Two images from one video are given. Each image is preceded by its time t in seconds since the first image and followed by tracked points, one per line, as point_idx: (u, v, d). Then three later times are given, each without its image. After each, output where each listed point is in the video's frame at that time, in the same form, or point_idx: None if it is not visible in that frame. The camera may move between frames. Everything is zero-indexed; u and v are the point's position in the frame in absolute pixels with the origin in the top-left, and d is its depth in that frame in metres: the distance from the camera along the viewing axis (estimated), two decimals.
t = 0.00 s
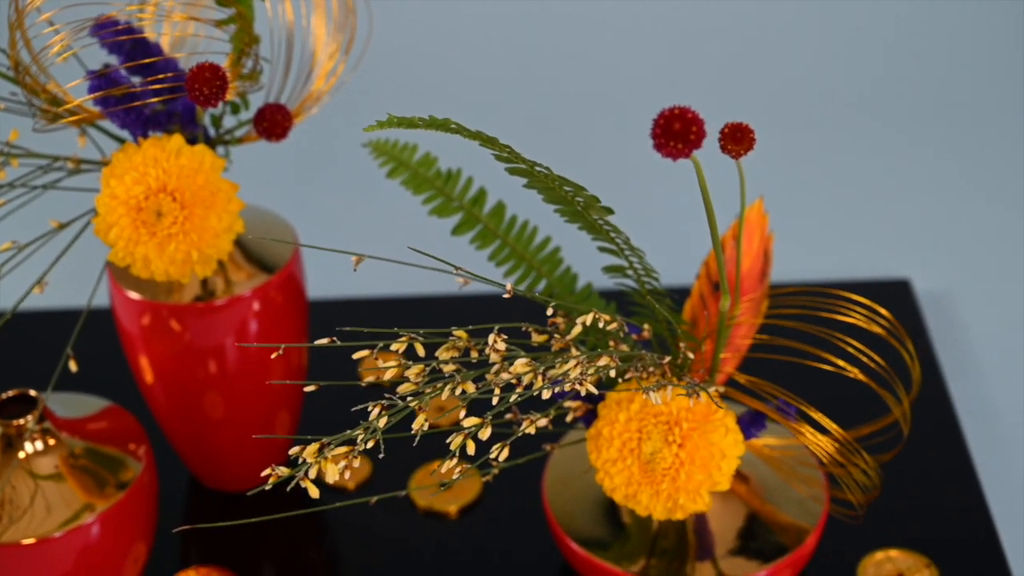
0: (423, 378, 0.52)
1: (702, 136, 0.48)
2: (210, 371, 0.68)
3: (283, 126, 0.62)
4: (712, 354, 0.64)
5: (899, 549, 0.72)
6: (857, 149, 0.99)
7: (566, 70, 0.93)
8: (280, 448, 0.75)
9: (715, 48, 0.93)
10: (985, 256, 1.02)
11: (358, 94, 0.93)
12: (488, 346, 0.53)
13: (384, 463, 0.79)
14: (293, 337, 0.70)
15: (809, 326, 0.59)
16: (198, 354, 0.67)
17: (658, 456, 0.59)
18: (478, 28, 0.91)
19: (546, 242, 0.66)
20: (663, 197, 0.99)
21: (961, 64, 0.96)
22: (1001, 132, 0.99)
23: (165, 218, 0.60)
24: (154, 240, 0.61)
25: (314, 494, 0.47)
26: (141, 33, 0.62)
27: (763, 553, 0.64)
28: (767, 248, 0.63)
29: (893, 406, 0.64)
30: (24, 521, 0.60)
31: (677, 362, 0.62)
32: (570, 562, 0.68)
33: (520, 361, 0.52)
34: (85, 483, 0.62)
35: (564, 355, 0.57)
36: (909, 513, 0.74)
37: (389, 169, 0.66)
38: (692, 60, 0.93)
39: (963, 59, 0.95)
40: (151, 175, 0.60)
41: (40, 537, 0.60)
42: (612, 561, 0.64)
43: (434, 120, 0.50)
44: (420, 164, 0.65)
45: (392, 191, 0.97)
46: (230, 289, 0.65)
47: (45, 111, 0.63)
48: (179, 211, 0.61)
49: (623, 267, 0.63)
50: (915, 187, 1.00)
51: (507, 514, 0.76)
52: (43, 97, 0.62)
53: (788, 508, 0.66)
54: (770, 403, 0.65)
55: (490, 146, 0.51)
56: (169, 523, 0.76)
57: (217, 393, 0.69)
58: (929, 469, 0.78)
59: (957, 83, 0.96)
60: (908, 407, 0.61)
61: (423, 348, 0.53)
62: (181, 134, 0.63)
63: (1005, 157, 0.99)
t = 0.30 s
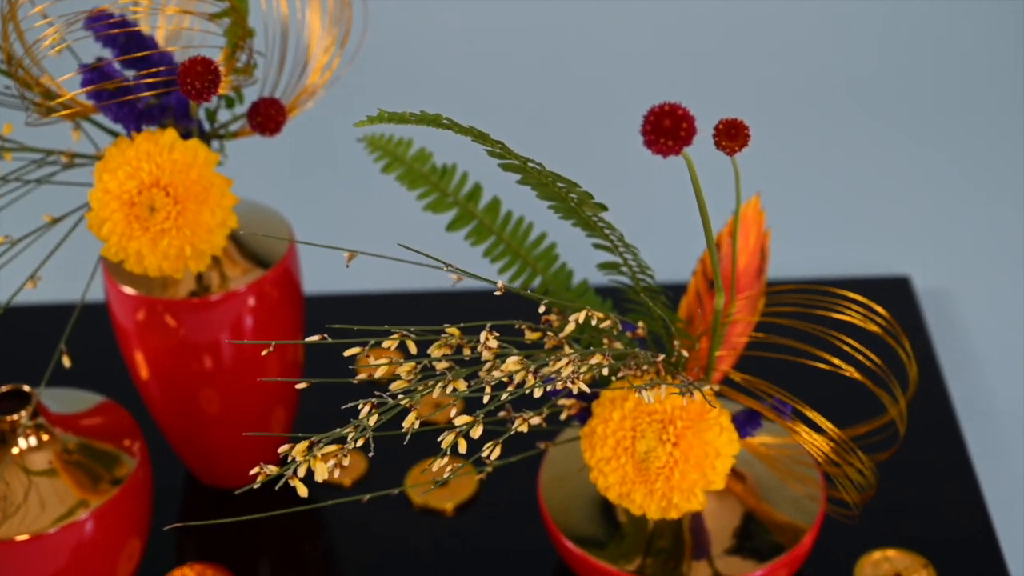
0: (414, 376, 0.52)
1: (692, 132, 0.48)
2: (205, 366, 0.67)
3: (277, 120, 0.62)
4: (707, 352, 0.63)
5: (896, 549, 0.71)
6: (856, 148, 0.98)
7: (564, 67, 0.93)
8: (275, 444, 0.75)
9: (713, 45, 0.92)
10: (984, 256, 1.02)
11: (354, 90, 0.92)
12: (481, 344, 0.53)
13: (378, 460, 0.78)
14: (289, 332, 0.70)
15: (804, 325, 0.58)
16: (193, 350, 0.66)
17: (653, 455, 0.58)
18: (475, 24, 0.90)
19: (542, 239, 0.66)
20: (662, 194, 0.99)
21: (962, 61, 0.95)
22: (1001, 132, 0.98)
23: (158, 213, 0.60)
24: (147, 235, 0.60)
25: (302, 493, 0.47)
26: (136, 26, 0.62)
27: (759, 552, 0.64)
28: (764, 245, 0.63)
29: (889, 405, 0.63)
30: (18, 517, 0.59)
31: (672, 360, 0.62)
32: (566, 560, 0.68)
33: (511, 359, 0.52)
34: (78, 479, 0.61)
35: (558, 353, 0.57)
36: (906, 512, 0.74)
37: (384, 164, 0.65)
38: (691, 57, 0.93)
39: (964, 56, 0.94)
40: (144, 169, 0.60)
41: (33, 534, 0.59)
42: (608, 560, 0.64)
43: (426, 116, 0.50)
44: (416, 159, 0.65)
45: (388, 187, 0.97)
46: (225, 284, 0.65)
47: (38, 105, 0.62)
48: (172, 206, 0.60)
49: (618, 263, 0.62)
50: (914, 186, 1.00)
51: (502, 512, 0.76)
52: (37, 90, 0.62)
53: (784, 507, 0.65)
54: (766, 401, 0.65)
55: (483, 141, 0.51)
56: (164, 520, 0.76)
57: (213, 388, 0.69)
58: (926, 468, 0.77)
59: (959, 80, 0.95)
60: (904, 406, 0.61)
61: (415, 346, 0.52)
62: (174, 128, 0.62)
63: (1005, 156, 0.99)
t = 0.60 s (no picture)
0: (412, 381, 0.52)
1: (690, 138, 0.48)
2: (208, 369, 0.67)
3: (276, 122, 0.61)
4: (710, 357, 0.63)
5: (901, 554, 0.71)
6: (861, 149, 0.97)
7: (566, 67, 0.92)
8: (277, 446, 0.74)
9: (718, 46, 0.92)
10: (994, 256, 1.02)
11: (355, 92, 0.92)
12: (479, 349, 0.53)
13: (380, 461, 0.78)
14: (291, 334, 0.70)
15: (806, 330, 0.58)
16: (195, 352, 0.66)
17: (654, 460, 0.58)
18: (478, 24, 0.90)
19: (543, 241, 0.65)
20: (665, 196, 0.98)
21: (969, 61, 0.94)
22: (1007, 133, 0.97)
23: (158, 216, 0.60)
24: (147, 237, 0.60)
25: (299, 500, 0.46)
26: (137, 27, 0.62)
27: (762, 558, 0.63)
28: (767, 249, 0.62)
29: (893, 410, 0.63)
30: (19, 520, 0.59)
31: (673, 365, 0.61)
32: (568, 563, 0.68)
33: (510, 364, 0.52)
34: (80, 482, 0.61)
35: (558, 358, 0.56)
36: (910, 517, 0.73)
37: (385, 166, 0.65)
38: (695, 58, 0.92)
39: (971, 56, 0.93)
40: (143, 172, 0.60)
41: (35, 537, 0.58)
42: (610, 565, 0.63)
43: (423, 120, 0.51)
44: (417, 160, 0.65)
45: (389, 189, 0.97)
46: (227, 286, 0.65)
47: (39, 106, 0.62)
48: (172, 209, 0.60)
49: (619, 267, 0.62)
50: (921, 188, 0.99)
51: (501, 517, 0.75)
52: (38, 92, 0.62)
53: (788, 511, 0.65)
54: (769, 406, 0.64)
55: (481, 145, 0.52)
56: (163, 522, 0.76)
57: (215, 389, 0.68)
58: (931, 473, 0.77)
59: (966, 81, 0.94)
60: (907, 411, 0.60)
61: (414, 351, 0.52)
62: (174, 130, 0.62)
63: (1011, 158, 0.98)
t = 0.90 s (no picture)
0: (417, 384, 0.51)
1: (696, 143, 0.47)
2: (214, 369, 0.67)
3: (283, 123, 0.61)
4: (717, 360, 0.62)
5: (909, 557, 0.70)
6: (869, 150, 0.97)
7: (572, 67, 0.92)
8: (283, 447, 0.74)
9: (724, 45, 0.91)
10: (1004, 259, 1.01)
11: (361, 92, 0.92)
12: (485, 352, 0.52)
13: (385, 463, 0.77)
14: (297, 334, 0.69)
15: (814, 334, 0.58)
16: (201, 352, 0.66)
17: (661, 464, 0.58)
18: (483, 24, 0.90)
19: (550, 243, 0.65)
20: (673, 197, 0.98)
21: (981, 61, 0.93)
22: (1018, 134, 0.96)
23: (164, 217, 0.60)
24: (153, 238, 0.60)
25: (303, 503, 0.46)
26: (143, 27, 0.61)
27: (770, 561, 0.63)
28: (775, 251, 0.62)
29: (901, 414, 0.62)
30: (24, 520, 0.58)
31: (681, 368, 0.61)
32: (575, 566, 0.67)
33: (515, 368, 0.52)
34: (85, 481, 0.60)
35: (564, 361, 0.56)
36: (917, 521, 0.73)
37: (392, 167, 0.64)
38: (701, 58, 0.92)
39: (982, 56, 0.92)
40: (149, 172, 0.60)
41: (41, 537, 0.58)
42: (618, 567, 0.63)
43: (428, 122, 0.52)
44: (424, 161, 0.63)
45: (394, 190, 0.96)
46: (234, 287, 0.65)
47: (44, 106, 0.62)
48: (178, 209, 0.60)
49: (626, 269, 0.62)
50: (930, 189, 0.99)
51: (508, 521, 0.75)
52: (43, 92, 0.61)
53: (796, 515, 0.64)
54: (776, 410, 0.64)
55: (486, 146, 0.52)
56: (168, 522, 0.75)
57: (221, 390, 0.68)
58: (941, 476, 0.76)
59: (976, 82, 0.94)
60: (916, 415, 0.60)
61: (419, 353, 0.52)
62: (180, 131, 0.62)
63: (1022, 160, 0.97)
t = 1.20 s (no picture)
0: (433, 379, 0.51)
1: (715, 139, 0.47)
2: (229, 361, 0.66)
3: (298, 117, 0.61)
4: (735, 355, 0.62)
5: (929, 553, 0.69)
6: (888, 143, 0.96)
7: (587, 60, 0.91)
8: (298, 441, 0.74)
9: (740, 38, 0.90)
10: None
11: (376, 85, 0.92)
12: (501, 347, 0.52)
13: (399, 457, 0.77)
14: (313, 328, 0.69)
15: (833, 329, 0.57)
16: (216, 345, 0.66)
17: (678, 460, 0.57)
18: (497, 16, 0.89)
19: (568, 238, 0.64)
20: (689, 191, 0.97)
21: (1002, 54, 0.92)
22: None
23: (179, 210, 0.59)
24: (168, 231, 0.60)
25: (318, 499, 0.45)
26: (159, 20, 0.61)
27: (789, 557, 0.62)
28: (795, 246, 0.61)
29: (921, 410, 0.61)
30: (40, 512, 0.58)
31: (698, 364, 0.60)
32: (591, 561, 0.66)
33: (532, 363, 0.52)
34: (101, 474, 0.60)
35: (581, 356, 0.55)
36: (937, 518, 0.72)
37: (407, 162, 0.63)
38: (719, 50, 0.91)
39: (1003, 48, 0.92)
40: (164, 165, 0.60)
41: (56, 528, 0.58)
42: (635, 562, 0.62)
43: (444, 116, 0.52)
44: (440, 155, 0.63)
45: (408, 184, 0.96)
46: (249, 280, 0.64)
47: (60, 99, 0.62)
48: (193, 202, 0.60)
49: (644, 264, 0.61)
50: (951, 184, 0.97)
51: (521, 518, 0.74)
52: (59, 85, 0.62)
53: (814, 511, 0.64)
54: (795, 405, 0.63)
55: (503, 141, 0.52)
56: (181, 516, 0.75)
57: (237, 383, 0.68)
58: (961, 472, 0.75)
59: (997, 74, 0.93)
60: (936, 412, 0.59)
61: (435, 348, 0.51)
62: (196, 124, 0.62)
63: None
